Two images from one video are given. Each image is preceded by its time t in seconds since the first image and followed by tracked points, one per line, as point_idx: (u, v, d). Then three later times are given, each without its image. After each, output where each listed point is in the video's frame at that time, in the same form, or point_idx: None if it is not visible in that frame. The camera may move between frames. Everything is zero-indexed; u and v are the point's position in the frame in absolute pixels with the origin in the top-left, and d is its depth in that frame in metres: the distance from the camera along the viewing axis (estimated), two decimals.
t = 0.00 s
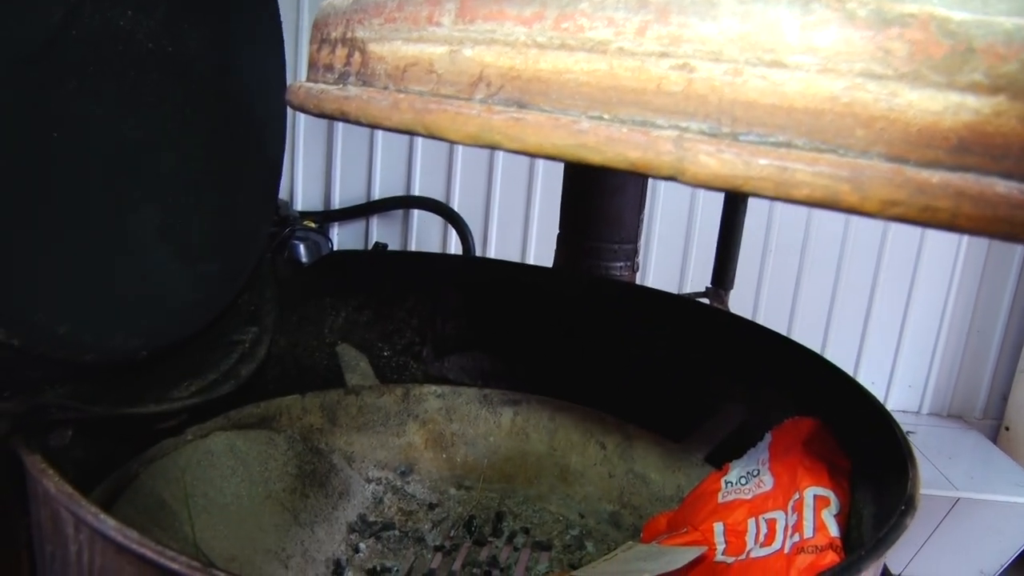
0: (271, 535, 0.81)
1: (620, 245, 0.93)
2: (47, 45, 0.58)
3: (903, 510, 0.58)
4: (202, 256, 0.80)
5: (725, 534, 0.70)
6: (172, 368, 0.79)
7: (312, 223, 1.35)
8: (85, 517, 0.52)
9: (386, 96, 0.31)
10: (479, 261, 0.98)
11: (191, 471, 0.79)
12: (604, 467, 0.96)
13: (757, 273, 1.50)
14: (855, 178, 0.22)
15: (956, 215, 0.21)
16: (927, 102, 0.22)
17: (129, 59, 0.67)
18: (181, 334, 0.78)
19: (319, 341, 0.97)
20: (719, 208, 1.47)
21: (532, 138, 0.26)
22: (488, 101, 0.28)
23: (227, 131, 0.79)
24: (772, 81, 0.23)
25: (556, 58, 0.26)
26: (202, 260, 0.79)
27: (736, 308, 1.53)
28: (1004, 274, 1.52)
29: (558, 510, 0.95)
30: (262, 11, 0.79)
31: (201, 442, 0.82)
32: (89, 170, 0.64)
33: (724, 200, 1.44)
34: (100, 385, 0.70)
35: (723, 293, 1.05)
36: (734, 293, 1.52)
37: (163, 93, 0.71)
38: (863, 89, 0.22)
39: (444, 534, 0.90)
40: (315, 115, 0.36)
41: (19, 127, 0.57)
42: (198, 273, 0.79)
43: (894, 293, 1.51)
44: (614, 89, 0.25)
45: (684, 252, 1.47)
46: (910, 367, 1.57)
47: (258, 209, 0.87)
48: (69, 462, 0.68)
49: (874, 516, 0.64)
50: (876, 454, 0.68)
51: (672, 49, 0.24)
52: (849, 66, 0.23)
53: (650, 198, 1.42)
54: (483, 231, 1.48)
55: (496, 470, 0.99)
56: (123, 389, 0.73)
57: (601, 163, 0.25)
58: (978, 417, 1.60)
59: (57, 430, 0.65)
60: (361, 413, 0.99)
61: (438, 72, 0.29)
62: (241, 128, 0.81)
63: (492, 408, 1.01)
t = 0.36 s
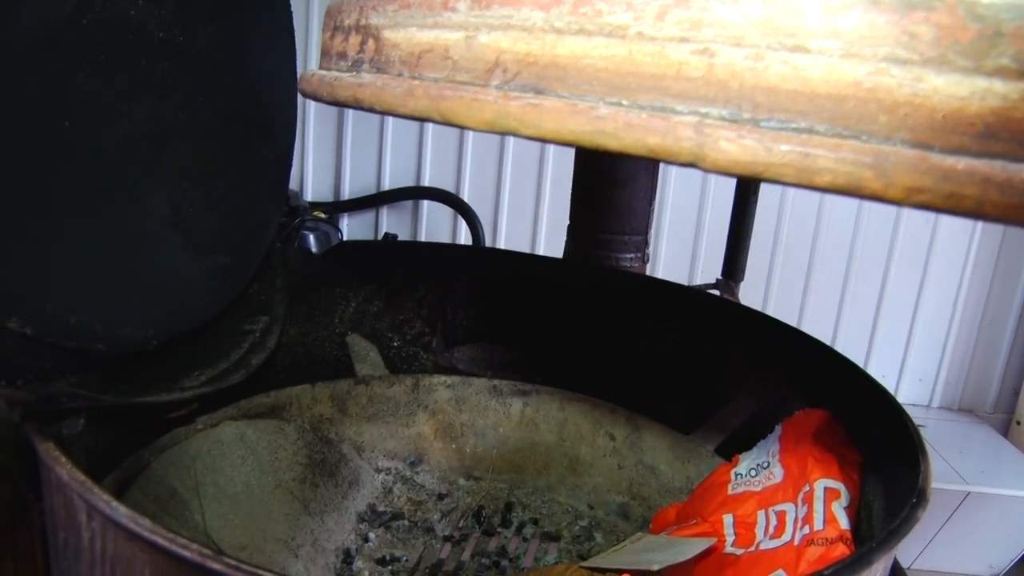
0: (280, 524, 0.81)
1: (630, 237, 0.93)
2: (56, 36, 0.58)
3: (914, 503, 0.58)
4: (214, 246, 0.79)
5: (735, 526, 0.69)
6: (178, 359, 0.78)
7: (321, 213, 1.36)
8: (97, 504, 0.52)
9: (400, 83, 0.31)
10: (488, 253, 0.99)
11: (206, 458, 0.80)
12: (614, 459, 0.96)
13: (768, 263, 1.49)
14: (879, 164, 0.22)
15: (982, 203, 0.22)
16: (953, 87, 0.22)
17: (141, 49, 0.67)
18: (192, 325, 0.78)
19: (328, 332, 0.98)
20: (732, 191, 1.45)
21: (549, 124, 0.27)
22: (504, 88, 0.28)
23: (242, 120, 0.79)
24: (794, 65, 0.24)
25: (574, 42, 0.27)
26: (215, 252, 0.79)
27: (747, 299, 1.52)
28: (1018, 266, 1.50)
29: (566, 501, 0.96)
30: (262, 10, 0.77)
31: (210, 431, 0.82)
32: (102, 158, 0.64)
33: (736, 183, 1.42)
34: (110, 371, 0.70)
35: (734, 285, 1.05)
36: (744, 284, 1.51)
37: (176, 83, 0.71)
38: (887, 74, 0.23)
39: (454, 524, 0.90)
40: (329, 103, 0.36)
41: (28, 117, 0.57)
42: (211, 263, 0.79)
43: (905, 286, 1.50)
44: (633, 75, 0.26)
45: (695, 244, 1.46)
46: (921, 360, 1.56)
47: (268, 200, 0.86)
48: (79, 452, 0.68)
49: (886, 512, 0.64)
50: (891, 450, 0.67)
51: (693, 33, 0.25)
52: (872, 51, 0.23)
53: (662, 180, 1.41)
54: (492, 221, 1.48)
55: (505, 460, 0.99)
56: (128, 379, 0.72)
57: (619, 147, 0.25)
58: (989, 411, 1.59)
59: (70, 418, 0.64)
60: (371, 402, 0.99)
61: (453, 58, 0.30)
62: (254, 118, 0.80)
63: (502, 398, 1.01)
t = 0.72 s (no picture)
0: (289, 513, 0.82)
1: (640, 228, 0.96)
2: (66, 26, 0.59)
3: (926, 495, 0.58)
4: (222, 235, 0.80)
5: (745, 516, 0.70)
6: (188, 348, 0.79)
7: (331, 203, 1.37)
8: (109, 491, 0.53)
9: (414, 75, 0.32)
10: (496, 243, 1.01)
11: (216, 445, 0.81)
12: (624, 449, 0.96)
13: (778, 255, 1.49)
14: (887, 161, 0.23)
15: (988, 198, 0.23)
16: (961, 84, 0.23)
17: (152, 38, 0.67)
18: (202, 312, 0.78)
19: (337, 324, 0.99)
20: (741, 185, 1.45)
21: (562, 118, 0.27)
22: (517, 82, 0.29)
23: (253, 108, 0.79)
24: (804, 62, 0.25)
25: (587, 38, 0.28)
26: (225, 239, 0.80)
27: (757, 289, 1.52)
28: None
29: (576, 491, 0.95)
30: None
31: (222, 417, 0.83)
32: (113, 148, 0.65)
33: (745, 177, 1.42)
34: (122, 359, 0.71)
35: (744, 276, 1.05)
36: (754, 276, 1.51)
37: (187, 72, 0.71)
38: (895, 71, 0.24)
39: (463, 514, 0.91)
40: (342, 95, 0.36)
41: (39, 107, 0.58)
42: (218, 250, 0.79)
43: (915, 278, 1.50)
44: (645, 71, 0.27)
45: (704, 235, 1.46)
46: (931, 352, 1.55)
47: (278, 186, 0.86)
48: (90, 438, 0.70)
49: (894, 504, 0.64)
50: (901, 441, 0.68)
51: (704, 30, 0.26)
52: (880, 49, 0.24)
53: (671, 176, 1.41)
54: (502, 211, 1.48)
55: (514, 450, 1.00)
56: (141, 366, 0.73)
57: (631, 142, 0.26)
58: (1000, 404, 1.58)
59: (81, 406, 0.65)
60: (380, 392, 0.99)
61: (467, 52, 0.30)
62: (263, 107, 0.80)
63: (511, 388, 1.01)
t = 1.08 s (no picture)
0: (301, 499, 0.84)
1: (653, 217, 0.96)
2: (81, 12, 0.59)
3: (941, 486, 0.59)
4: (236, 222, 0.80)
5: (757, 506, 0.70)
6: (201, 334, 0.80)
7: (344, 191, 1.38)
8: (124, 476, 0.55)
9: (429, 65, 0.32)
10: (507, 231, 1.02)
11: (229, 432, 0.81)
12: (636, 437, 0.97)
13: (791, 245, 1.49)
14: (894, 154, 0.24)
15: (995, 192, 0.23)
16: (968, 79, 0.24)
17: (165, 24, 0.67)
18: (216, 298, 0.79)
19: (351, 311, 1.01)
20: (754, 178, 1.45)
21: (574, 109, 0.28)
22: (530, 73, 0.29)
23: (265, 96, 0.79)
24: (814, 56, 0.25)
25: (600, 30, 0.28)
26: (237, 226, 0.80)
27: (770, 278, 1.52)
28: None
29: (587, 480, 0.96)
30: None
31: (235, 405, 0.83)
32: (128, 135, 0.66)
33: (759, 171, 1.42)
34: (139, 346, 0.73)
35: (757, 266, 1.06)
36: (767, 266, 1.51)
37: (201, 59, 0.72)
38: (903, 65, 0.25)
39: (474, 502, 0.92)
40: (358, 83, 0.37)
41: (50, 93, 0.58)
42: (231, 237, 0.79)
43: (929, 270, 1.49)
44: (657, 63, 0.27)
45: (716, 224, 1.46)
46: (944, 345, 1.55)
47: (290, 172, 0.87)
48: (106, 423, 0.75)
49: (907, 495, 0.66)
50: (922, 429, 0.68)
51: (715, 24, 0.26)
52: (889, 44, 0.25)
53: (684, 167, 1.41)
54: (514, 201, 1.48)
55: (526, 438, 1.00)
56: (158, 353, 0.74)
57: (643, 134, 0.27)
58: (1014, 398, 1.57)
59: (96, 392, 0.68)
60: (393, 379, 0.98)
61: (481, 43, 0.31)
62: (276, 94, 0.81)
63: (524, 376, 1.01)
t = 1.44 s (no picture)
0: (313, 488, 0.84)
1: (666, 208, 0.96)
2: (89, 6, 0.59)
3: (957, 479, 0.58)
4: (250, 211, 0.80)
5: (769, 499, 0.70)
6: (214, 324, 0.81)
7: (356, 181, 1.38)
8: (139, 464, 0.55)
9: (443, 51, 0.32)
10: (520, 222, 1.03)
11: (243, 419, 0.81)
12: (648, 428, 0.96)
13: (805, 236, 1.48)
14: (914, 140, 0.25)
15: (1015, 177, 0.24)
16: (991, 63, 0.25)
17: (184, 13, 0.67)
18: (229, 288, 0.79)
19: (364, 300, 1.01)
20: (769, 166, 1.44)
21: (590, 94, 0.28)
22: (545, 57, 0.30)
23: (277, 84, 0.79)
24: (832, 40, 0.26)
25: (615, 15, 0.29)
26: (249, 216, 0.80)
27: (783, 270, 1.51)
28: None
29: (598, 471, 0.96)
30: None
31: (248, 393, 0.83)
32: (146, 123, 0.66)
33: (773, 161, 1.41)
34: (154, 336, 0.73)
35: (770, 257, 1.05)
36: (782, 256, 1.49)
37: (217, 47, 0.71)
38: (924, 50, 0.25)
39: (485, 492, 0.92)
40: (371, 70, 0.36)
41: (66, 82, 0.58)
42: (246, 227, 0.80)
43: (944, 262, 1.47)
44: (673, 48, 0.27)
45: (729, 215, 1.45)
46: (958, 337, 1.53)
47: (301, 161, 0.86)
48: (120, 412, 0.75)
49: (922, 489, 0.65)
50: (937, 422, 0.68)
51: (732, 8, 0.27)
52: (910, 27, 0.25)
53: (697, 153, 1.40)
54: (527, 191, 1.48)
55: (538, 429, 1.00)
56: (172, 343, 0.75)
57: (659, 118, 0.27)
58: None
59: (110, 379, 0.69)
60: (405, 368, 0.98)
61: (495, 28, 0.31)
62: (290, 82, 0.81)
63: (536, 367, 1.01)
